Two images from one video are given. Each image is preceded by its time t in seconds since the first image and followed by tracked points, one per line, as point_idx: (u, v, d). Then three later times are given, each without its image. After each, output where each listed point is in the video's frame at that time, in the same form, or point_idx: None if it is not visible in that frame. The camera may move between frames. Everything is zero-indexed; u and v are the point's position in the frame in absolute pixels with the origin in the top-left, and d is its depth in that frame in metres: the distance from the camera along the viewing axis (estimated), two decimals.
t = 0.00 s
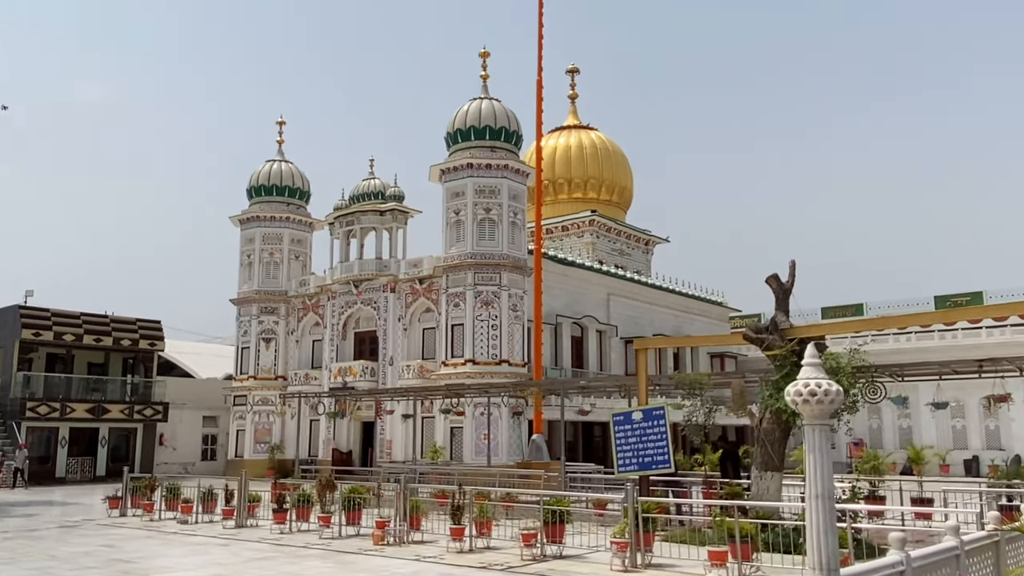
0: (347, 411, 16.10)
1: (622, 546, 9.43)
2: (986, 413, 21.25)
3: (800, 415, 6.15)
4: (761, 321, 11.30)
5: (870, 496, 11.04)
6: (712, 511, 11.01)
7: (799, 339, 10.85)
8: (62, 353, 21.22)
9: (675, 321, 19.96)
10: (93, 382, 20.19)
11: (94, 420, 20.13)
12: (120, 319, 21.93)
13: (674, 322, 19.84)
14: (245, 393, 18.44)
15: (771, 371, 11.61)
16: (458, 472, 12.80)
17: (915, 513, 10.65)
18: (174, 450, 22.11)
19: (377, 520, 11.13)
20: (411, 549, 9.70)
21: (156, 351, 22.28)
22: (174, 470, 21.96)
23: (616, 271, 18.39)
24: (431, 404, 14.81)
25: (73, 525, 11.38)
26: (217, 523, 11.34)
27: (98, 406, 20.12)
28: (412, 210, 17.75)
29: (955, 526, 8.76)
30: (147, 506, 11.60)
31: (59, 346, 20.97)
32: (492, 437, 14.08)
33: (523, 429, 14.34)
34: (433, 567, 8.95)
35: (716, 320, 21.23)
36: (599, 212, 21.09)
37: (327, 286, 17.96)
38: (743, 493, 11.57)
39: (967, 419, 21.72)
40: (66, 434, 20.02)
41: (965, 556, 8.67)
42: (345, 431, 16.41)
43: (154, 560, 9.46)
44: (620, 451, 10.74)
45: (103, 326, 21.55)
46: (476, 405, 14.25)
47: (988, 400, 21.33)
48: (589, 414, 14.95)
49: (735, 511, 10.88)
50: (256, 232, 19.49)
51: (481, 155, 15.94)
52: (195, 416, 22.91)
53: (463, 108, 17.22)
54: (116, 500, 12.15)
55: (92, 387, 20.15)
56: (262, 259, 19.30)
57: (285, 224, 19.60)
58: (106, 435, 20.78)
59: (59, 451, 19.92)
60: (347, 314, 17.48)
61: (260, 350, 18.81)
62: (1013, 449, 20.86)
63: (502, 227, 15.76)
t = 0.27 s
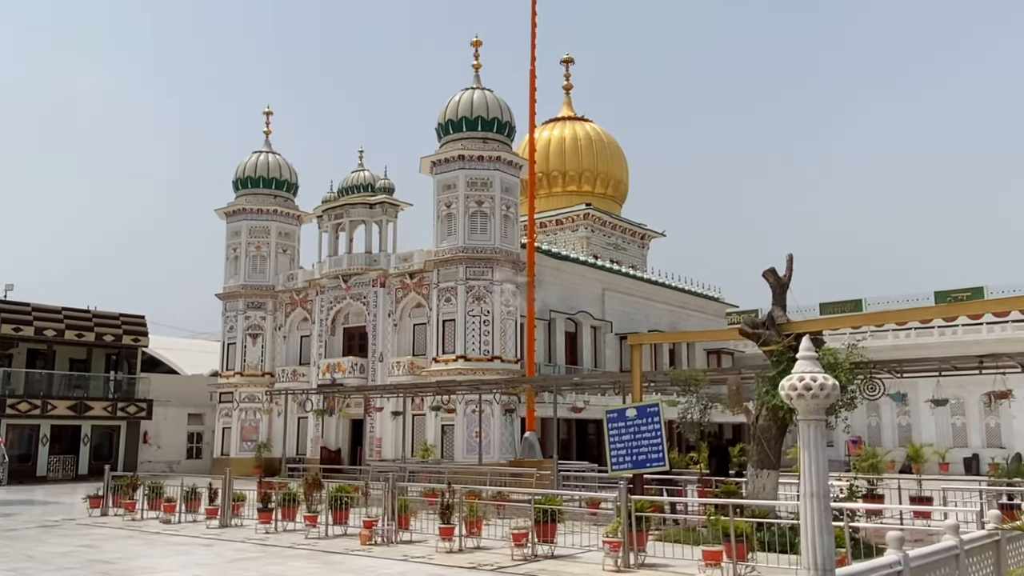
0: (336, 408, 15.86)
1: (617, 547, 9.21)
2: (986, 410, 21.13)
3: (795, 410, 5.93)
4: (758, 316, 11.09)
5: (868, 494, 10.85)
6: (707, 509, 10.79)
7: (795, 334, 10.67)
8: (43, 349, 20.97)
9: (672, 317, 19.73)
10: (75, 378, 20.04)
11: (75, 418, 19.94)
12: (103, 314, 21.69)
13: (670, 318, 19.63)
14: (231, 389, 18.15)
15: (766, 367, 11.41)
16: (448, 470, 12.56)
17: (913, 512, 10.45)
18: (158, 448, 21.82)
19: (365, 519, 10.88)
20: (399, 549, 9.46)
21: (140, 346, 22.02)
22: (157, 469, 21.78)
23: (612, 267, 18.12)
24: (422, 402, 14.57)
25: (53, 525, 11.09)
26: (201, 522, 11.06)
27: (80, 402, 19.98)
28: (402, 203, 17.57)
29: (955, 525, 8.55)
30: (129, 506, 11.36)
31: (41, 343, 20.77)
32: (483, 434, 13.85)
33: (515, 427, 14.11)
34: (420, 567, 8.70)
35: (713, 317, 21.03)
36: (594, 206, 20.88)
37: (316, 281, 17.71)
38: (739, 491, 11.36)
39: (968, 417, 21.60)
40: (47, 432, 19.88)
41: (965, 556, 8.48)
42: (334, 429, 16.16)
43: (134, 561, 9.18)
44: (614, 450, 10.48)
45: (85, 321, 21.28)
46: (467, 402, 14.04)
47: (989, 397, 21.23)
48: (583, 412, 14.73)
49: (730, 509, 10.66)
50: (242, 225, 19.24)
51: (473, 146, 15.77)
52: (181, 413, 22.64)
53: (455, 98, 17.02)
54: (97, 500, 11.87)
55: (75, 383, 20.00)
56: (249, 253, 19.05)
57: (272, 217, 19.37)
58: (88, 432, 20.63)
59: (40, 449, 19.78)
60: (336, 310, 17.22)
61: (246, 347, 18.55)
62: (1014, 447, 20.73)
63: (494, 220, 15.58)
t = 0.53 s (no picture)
0: (327, 405, 15.75)
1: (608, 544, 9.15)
2: (980, 408, 21.17)
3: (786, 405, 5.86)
4: (751, 312, 11.02)
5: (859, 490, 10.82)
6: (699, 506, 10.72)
7: (788, 329, 10.61)
8: (29, 345, 20.71)
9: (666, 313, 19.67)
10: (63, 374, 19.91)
11: (63, 414, 19.84)
12: (90, 310, 21.50)
13: (664, 314, 19.56)
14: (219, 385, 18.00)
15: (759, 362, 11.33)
16: (439, 467, 12.49)
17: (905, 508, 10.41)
18: (146, 445, 21.72)
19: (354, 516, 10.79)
20: (388, 546, 9.37)
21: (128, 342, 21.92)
22: (145, 465, 21.56)
23: (607, 264, 18.00)
24: (412, 397, 14.50)
25: (38, 522, 10.96)
26: (187, 520, 10.95)
27: (67, 399, 19.84)
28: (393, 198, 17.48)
29: (948, 521, 8.50)
30: (116, 503, 11.29)
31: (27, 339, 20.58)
32: (474, 431, 13.79)
33: (507, 423, 14.02)
34: (409, 564, 8.61)
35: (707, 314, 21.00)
36: (588, 201, 20.84)
37: (305, 276, 17.63)
38: (730, 488, 11.32)
39: (962, 414, 21.64)
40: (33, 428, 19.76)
41: (958, 553, 8.43)
42: (325, 425, 16.06)
43: (119, 558, 9.08)
44: (606, 445, 10.43)
45: (72, 317, 21.06)
46: (457, 397, 14.00)
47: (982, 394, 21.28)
48: (575, 408, 14.67)
49: (721, 506, 10.60)
50: (230, 220, 19.12)
51: (465, 141, 15.76)
52: (170, 410, 22.50)
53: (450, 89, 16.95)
54: (83, 497, 11.75)
55: (62, 379, 19.89)
56: (238, 248, 18.94)
57: (261, 211, 19.27)
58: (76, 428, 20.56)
59: (26, 446, 19.70)
60: (326, 305, 17.12)
61: (235, 342, 18.45)
62: (1007, 444, 20.78)
63: (487, 214, 15.60)
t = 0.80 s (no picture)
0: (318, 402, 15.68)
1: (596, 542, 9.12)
2: (971, 405, 21.22)
3: (778, 401, 5.80)
4: (743, 308, 10.97)
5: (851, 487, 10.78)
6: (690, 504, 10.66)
7: (779, 326, 10.58)
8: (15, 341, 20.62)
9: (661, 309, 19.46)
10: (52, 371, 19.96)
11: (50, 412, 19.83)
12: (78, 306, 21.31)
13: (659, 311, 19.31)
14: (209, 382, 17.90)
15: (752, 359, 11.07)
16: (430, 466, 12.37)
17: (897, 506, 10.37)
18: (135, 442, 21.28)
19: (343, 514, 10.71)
20: (376, 545, 9.29)
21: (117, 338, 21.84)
22: (134, 463, 21.21)
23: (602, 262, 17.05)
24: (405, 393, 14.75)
25: (23, 520, 10.87)
26: (174, 517, 10.86)
27: (54, 395, 19.75)
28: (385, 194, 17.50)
29: (940, 519, 8.47)
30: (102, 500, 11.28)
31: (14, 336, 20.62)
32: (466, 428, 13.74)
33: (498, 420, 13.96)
34: (397, 563, 8.55)
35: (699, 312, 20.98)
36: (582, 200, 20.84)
37: (296, 272, 17.71)
38: (721, 485, 11.28)
39: (952, 411, 21.70)
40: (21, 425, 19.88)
41: (951, 551, 8.39)
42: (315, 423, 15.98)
43: (103, 556, 9.00)
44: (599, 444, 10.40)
45: (59, 312, 20.92)
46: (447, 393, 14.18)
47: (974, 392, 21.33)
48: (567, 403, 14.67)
49: (712, 504, 10.56)
50: (221, 217, 19.27)
51: (456, 136, 17.26)
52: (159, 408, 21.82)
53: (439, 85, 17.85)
54: (70, 495, 11.66)
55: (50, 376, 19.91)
56: (228, 245, 19.03)
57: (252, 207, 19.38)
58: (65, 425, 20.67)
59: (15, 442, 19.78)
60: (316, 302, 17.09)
61: (225, 338, 18.47)
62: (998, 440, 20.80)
63: (477, 205, 16.94)
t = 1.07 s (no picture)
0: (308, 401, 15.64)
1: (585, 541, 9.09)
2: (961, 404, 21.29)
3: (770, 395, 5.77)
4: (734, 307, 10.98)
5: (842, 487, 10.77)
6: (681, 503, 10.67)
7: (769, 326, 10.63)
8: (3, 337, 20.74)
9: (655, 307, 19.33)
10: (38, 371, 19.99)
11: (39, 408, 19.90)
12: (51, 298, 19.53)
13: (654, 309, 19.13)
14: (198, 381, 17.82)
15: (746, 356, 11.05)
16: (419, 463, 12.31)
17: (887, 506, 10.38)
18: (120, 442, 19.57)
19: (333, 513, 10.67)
20: (365, 544, 9.23)
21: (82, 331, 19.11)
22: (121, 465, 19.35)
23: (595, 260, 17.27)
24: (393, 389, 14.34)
25: (8, 519, 10.75)
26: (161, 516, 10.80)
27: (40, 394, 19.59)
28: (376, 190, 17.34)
29: (932, 519, 8.46)
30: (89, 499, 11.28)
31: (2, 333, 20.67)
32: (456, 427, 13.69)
33: (489, 420, 13.90)
34: (386, 562, 8.48)
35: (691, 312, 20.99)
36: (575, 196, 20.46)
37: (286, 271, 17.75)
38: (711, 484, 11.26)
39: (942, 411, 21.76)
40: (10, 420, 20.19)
41: (943, 551, 8.37)
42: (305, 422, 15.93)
43: (89, 556, 8.91)
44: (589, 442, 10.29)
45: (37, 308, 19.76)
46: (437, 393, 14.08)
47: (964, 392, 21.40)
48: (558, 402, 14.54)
49: (703, 503, 10.55)
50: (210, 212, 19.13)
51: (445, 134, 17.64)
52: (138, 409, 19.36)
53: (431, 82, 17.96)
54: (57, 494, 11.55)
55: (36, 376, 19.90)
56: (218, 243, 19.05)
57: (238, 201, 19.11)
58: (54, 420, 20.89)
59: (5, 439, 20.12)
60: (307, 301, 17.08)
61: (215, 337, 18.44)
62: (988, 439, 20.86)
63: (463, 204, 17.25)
